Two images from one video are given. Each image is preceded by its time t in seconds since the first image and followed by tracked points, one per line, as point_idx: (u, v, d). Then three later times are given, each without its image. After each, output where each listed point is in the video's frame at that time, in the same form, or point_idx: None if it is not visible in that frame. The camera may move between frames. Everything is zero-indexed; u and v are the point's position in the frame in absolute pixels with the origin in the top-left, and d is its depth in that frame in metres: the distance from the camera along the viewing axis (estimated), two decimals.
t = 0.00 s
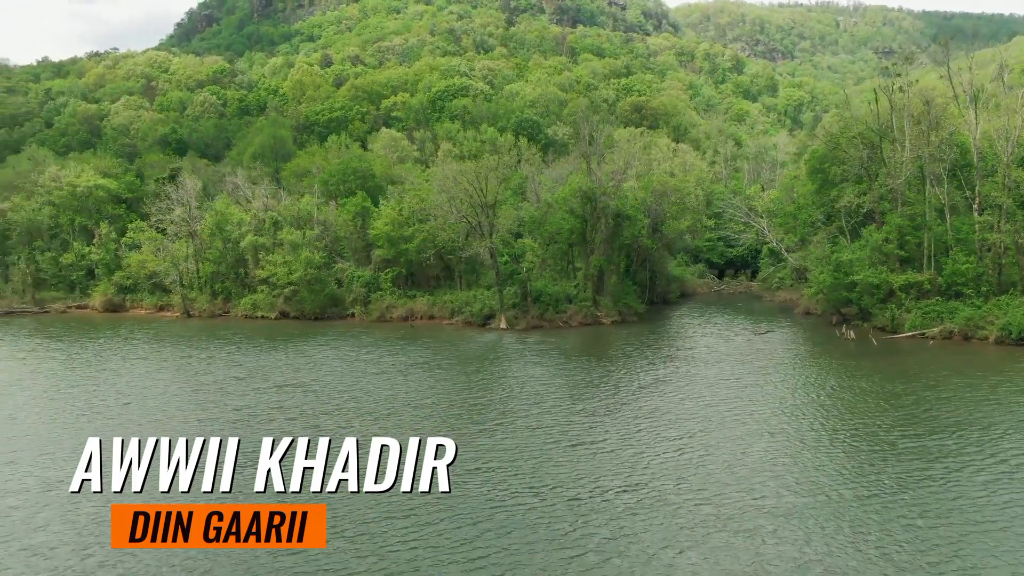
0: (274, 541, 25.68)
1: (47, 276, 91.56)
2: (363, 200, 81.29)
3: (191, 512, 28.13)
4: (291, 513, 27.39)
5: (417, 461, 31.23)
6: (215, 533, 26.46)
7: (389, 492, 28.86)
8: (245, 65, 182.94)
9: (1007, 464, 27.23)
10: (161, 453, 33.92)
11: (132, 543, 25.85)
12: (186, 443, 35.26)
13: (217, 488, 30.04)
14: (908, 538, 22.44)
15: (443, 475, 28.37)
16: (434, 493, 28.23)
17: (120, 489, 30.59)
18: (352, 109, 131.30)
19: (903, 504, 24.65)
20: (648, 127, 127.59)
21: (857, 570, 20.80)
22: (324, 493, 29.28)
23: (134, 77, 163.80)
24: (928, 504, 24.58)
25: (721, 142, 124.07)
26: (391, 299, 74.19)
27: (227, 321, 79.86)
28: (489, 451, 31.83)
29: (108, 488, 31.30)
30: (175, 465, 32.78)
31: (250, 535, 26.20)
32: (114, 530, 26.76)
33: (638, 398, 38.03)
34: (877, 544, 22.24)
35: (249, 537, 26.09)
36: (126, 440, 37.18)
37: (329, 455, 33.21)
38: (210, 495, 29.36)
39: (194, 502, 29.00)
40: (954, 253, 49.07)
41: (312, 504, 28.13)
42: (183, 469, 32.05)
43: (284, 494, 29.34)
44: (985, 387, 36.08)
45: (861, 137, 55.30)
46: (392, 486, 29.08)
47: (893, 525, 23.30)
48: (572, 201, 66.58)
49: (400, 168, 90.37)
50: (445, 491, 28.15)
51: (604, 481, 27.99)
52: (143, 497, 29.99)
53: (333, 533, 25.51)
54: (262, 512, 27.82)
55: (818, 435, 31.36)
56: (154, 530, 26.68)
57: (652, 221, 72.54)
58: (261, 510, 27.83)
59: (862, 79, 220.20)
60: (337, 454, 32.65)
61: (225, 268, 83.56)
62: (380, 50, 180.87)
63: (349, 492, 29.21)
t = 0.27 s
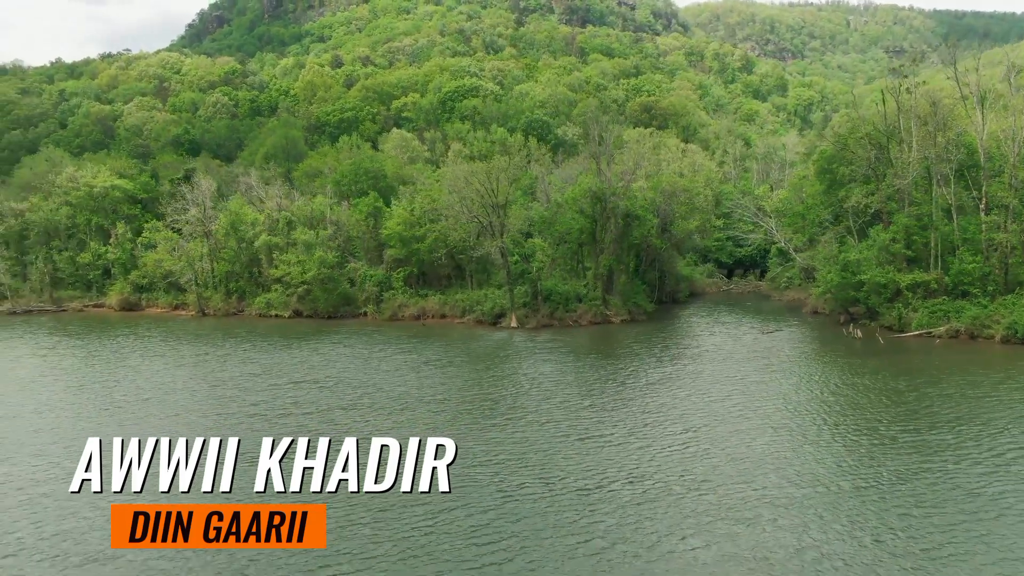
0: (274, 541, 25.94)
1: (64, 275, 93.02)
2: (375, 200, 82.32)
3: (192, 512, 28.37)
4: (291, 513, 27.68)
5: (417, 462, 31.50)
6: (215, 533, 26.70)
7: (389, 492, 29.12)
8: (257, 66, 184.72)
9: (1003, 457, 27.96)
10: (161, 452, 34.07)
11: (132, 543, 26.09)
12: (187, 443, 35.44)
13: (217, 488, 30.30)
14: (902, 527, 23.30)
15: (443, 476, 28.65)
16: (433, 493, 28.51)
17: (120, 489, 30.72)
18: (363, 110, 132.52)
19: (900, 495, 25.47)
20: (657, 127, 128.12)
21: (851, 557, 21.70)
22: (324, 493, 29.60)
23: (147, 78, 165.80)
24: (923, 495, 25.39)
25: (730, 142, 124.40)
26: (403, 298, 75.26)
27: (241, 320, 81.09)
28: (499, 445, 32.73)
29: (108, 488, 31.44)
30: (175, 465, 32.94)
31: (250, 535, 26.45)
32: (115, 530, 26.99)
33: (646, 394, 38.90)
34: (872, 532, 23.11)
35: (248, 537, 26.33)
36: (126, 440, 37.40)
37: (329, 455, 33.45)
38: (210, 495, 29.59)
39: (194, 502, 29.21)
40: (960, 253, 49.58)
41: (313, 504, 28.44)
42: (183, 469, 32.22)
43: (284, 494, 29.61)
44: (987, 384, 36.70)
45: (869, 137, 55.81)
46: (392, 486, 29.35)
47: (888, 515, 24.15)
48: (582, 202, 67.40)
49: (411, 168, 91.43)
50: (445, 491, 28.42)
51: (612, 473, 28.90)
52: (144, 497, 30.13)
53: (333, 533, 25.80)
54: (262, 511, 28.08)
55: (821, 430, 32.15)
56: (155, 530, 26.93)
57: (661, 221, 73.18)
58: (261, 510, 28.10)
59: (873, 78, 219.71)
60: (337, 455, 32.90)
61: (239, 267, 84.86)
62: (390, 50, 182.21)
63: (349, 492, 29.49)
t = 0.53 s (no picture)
0: (274, 541, 26.01)
1: (75, 274, 93.93)
2: (383, 200, 82.97)
3: (191, 512, 28.46)
4: (291, 513, 27.81)
5: (417, 462, 31.59)
6: (215, 533, 26.76)
7: (389, 492, 29.21)
8: (264, 67, 185.84)
9: (1001, 452, 28.49)
10: (161, 453, 34.18)
11: (132, 543, 26.14)
12: (186, 443, 35.54)
13: (218, 488, 30.37)
14: (899, 520, 23.85)
15: (444, 476, 28.72)
16: (434, 493, 28.58)
17: (120, 489, 30.76)
18: (370, 110, 133.32)
19: (898, 489, 26.02)
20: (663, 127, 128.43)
21: (849, 548, 22.29)
22: (324, 493, 29.70)
23: (156, 79, 167.17)
24: (922, 488, 25.95)
25: (736, 142, 124.56)
26: (411, 298, 76.00)
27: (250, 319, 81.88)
28: (507, 440, 33.34)
29: (108, 488, 31.48)
30: (175, 465, 33.04)
31: (250, 535, 26.53)
32: (115, 530, 27.05)
33: (651, 392, 39.48)
34: (870, 525, 23.69)
35: (248, 537, 26.41)
36: (126, 440, 37.45)
37: (329, 455, 33.53)
38: (211, 495, 29.69)
39: (194, 502, 29.31)
40: (965, 252, 49.93)
41: (313, 504, 28.55)
42: (183, 469, 32.33)
43: (284, 495, 29.70)
44: (989, 382, 37.13)
45: (875, 137, 56.13)
46: (392, 486, 29.43)
47: (886, 508, 24.70)
48: (589, 202, 67.98)
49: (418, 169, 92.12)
50: (445, 491, 28.51)
51: (617, 467, 29.51)
52: (145, 497, 30.20)
53: (333, 533, 25.91)
54: (262, 512, 28.19)
55: (823, 426, 32.69)
56: (155, 530, 26.98)
57: (668, 221, 73.61)
58: (261, 511, 28.20)
59: (880, 78, 219.28)
60: (337, 455, 32.97)
61: (248, 267, 85.70)
62: (397, 51, 183.08)
63: (349, 493, 29.60)
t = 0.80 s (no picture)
0: (274, 542, 26.49)
1: (92, 273, 95.53)
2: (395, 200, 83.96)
3: (191, 512, 28.97)
4: (292, 513, 28.18)
5: (416, 462, 31.99)
6: (215, 533, 27.30)
7: (389, 492, 29.58)
8: (276, 68, 187.49)
9: (999, 449, 29.29)
10: (161, 453, 34.77)
11: (132, 543, 26.78)
12: (186, 443, 36.12)
13: (217, 488, 30.83)
14: (896, 512, 24.88)
15: (443, 476, 29.06)
16: (434, 493, 28.86)
17: (119, 489, 31.40)
18: (381, 110, 134.51)
19: (897, 483, 27.01)
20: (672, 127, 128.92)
21: (848, 538, 23.30)
22: (325, 492, 30.09)
23: (168, 80, 169.10)
24: (921, 484, 26.78)
25: (745, 142, 124.85)
26: (423, 297, 77.05)
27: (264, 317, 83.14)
28: (517, 435, 34.25)
29: (108, 488, 32.12)
30: (175, 465, 33.59)
31: (251, 535, 27.01)
32: (116, 529, 27.69)
33: (659, 388, 40.33)
34: (867, 516, 24.73)
35: (249, 537, 26.89)
36: (126, 440, 38.08)
37: (329, 455, 33.93)
38: (210, 495, 30.19)
39: (194, 502, 29.84)
40: (971, 253, 50.47)
41: (313, 504, 28.94)
42: (183, 469, 32.89)
43: (285, 495, 30.09)
44: (992, 381, 37.83)
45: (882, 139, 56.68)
46: (392, 486, 29.79)
47: (883, 501, 25.72)
48: (598, 202, 68.84)
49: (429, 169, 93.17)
50: (445, 491, 28.76)
51: (625, 460, 30.41)
52: (144, 497, 30.79)
53: (333, 533, 26.30)
54: (262, 511, 28.64)
55: (827, 422, 33.52)
56: (155, 530, 27.63)
57: (677, 221, 74.24)
58: (261, 511, 28.64)
59: (891, 78, 218.51)
60: (337, 455, 33.35)
61: (262, 266, 87.00)
62: (407, 51, 184.33)
63: (349, 492, 29.99)
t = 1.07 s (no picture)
0: (274, 541, 26.56)
1: (102, 272, 96.50)
2: (403, 200, 84.59)
3: (191, 512, 29.07)
4: (291, 513, 28.26)
5: (416, 462, 32.09)
6: (215, 533, 27.38)
7: (388, 492, 29.65)
8: (283, 68, 188.61)
9: (998, 445, 29.79)
10: (161, 453, 34.91)
11: (131, 543, 26.87)
12: (186, 443, 36.24)
13: (217, 488, 30.94)
14: (893, 505, 25.41)
15: (443, 476, 29.16)
16: (434, 493, 28.92)
17: (120, 489, 31.57)
18: (388, 111, 135.30)
19: (895, 477, 27.53)
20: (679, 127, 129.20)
21: (847, 530, 23.86)
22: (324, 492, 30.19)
23: (177, 80, 170.40)
24: (919, 478, 27.33)
25: (752, 142, 124.97)
26: (431, 296, 77.73)
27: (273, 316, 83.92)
28: (524, 431, 34.87)
29: (108, 488, 32.27)
30: (175, 465, 33.70)
31: (250, 535, 27.09)
32: (116, 529, 27.82)
33: (664, 386, 40.88)
34: (865, 509, 25.27)
35: (248, 537, 26.97)
36: (126, 439, 38.24)
37: (329, 455, 34.03)
38: (209, 495, 30.29)
39: (194, 501, 29.94)
40: (976, 252, 50.82)
41: (312, 504, 29.00)
42: (183, 469, 33.01)
43: (285, 495, 30.17)
44: (993, 379, 38.28)
45: (888, 139, 57.09)
46: (392, 486, 29.88)
47: (882, 495, 26.25)
48: (605, 202, 69.44)
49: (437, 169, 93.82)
50: (445, 491, 28.84)
51: (630, 455, 31.00)
52: (144, 497, 30.95)
53: (332, 533, 26.38)
54: (262, 512, 28.72)
55: (828, 419, 34.05)
56: (154, 530, 27.75)
57: (683, 221, 74.65)
58: (261, 511, 28.73)
59: (898, 78, 218.03)
60: (337, 455, 33.45)
61: (271, 266, 87.82)
62: (413, 52, 185.21)
63: (349, 493, 30.06)
